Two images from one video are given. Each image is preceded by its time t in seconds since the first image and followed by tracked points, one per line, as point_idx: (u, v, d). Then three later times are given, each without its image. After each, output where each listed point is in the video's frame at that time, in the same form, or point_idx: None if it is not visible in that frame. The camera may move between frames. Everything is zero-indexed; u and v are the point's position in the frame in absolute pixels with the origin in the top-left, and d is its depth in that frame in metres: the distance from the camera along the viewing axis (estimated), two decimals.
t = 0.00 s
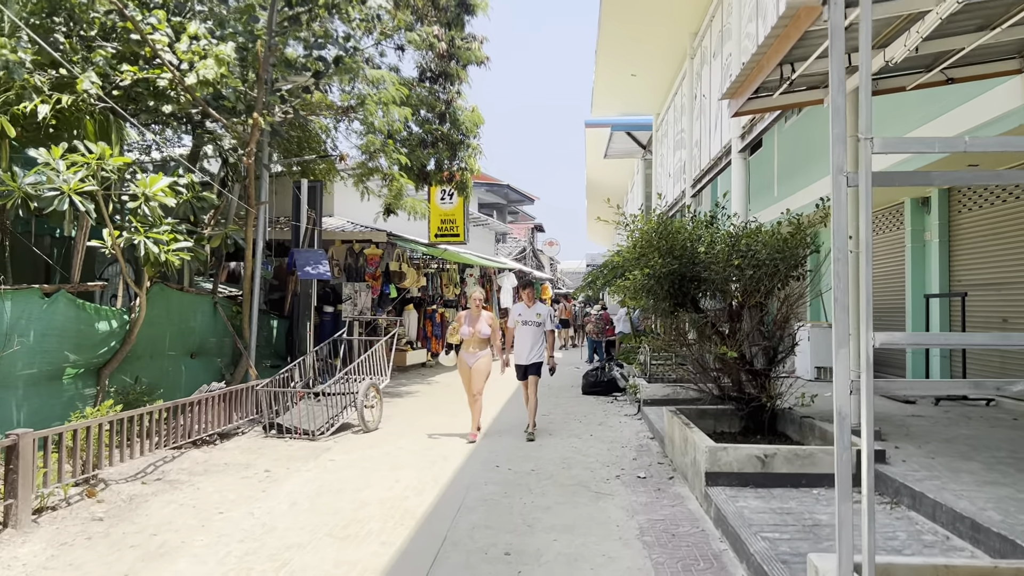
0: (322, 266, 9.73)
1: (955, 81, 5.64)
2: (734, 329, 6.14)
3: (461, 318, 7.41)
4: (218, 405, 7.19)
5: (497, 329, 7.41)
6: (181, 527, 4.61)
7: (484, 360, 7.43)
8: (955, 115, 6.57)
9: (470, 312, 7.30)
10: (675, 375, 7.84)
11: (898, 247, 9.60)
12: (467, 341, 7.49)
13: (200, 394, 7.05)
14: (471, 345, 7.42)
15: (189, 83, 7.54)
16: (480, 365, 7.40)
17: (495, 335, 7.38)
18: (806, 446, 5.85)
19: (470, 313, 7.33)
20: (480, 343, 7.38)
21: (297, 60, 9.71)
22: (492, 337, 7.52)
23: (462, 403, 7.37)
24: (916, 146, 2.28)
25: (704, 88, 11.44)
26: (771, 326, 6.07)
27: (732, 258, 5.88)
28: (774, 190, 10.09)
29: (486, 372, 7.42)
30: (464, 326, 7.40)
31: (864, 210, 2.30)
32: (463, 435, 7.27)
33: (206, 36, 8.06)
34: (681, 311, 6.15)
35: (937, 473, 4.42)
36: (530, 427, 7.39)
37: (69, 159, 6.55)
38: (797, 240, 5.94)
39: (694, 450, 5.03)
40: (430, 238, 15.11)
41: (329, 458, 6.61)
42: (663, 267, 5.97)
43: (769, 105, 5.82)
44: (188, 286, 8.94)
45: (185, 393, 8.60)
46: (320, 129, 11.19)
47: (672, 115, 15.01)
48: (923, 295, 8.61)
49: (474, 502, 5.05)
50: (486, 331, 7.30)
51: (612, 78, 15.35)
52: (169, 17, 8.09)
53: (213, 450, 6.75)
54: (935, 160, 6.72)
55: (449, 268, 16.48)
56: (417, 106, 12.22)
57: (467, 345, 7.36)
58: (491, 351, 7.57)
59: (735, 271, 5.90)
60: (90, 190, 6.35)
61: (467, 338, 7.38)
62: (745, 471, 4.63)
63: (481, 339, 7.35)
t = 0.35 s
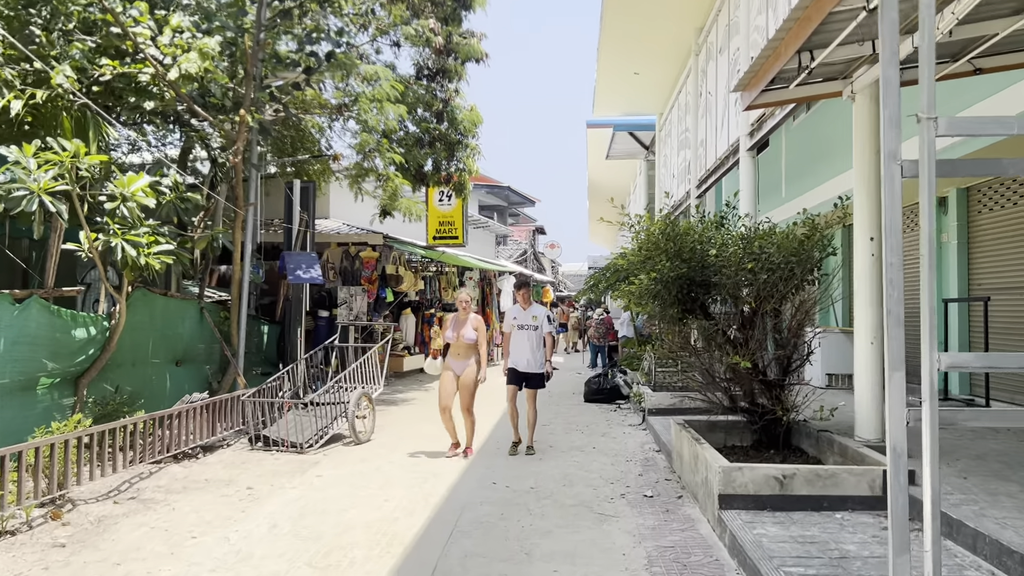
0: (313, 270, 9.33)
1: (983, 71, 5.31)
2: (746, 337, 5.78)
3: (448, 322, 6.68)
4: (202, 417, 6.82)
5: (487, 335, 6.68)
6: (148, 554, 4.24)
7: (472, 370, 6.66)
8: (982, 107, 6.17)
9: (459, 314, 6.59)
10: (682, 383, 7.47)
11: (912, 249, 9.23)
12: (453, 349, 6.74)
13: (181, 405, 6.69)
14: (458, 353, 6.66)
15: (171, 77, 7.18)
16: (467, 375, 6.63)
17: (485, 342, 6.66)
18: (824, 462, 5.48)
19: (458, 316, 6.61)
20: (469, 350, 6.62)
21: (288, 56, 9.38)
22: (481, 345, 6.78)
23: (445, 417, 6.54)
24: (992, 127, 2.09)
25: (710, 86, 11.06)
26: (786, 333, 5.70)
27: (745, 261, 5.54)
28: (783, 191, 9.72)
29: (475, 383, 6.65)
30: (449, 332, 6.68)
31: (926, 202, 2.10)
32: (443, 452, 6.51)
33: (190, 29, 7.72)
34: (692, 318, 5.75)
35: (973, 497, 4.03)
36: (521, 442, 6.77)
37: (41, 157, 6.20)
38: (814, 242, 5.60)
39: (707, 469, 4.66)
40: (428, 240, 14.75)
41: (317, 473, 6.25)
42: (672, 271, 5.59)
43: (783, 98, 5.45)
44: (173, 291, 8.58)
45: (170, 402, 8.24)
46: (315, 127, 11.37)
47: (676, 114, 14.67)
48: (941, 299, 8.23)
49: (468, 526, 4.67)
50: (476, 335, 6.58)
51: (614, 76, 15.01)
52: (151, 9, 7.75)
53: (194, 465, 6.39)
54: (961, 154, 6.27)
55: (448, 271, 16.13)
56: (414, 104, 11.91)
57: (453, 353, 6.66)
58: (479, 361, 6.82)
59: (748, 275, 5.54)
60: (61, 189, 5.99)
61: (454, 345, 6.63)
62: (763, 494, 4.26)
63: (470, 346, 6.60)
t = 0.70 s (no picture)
0: (307, 271, 8.89)
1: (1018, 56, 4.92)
2: (762, 341, 5.43)
3: (426, 328, 5.97)
4: (187, 425, 6.48)
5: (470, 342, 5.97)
6: None
7: (454, 381, 5.97)
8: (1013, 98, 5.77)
9: (438, 319, 5.89)
10: (691, 391, 7.11)
11: (930, 249, 8.87)
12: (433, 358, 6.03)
13: (165, 412, 6.35)
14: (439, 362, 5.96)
15: (154, 69, 6.81)
16: (448, 387, 5.93)
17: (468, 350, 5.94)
18: (847, 476, 5.12)
19: (437, 322, 5.92)
20: (450, 359, 5.92)
21: (280, 49, 9.03)
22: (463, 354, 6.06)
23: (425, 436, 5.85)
24: None
25: (718, 81, 10.72)
26: (805, 338, 5.36)
27: (763, 261, 5.19)
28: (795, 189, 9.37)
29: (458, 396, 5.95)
30: (428, 340, 5.97)
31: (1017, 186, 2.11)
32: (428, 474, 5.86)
33: (176, 18, 7.38)
34: (705, 321, 5.39)
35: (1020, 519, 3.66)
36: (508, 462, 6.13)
37: (15, 152, 5.86)
38: (836, 240, 5.27)
39: (725, 485, 4.30)
40: (427, 240, 14.40)
41: (306, 486, 5.91)
42: (684, 271, 5.24)
43: (800, 86, 5.15)
44: (160, 293, 8.23)
45: (157, 408, 7.90)
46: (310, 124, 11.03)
47: (681, 111, 14.36)
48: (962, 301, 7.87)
49: (466, 547, 4.32)
50: (458, 343, 5.87)
51: (618, 73, 14.68)
52: None
53: (177, 477, 6.04)
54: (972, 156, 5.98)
55: (448, 272, 15.78)
56: (412, 100, 11.59)
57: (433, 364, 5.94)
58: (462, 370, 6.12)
59: (764, 275, 5.19)
60: (34, 185, 5.65)
61: (434, 354, 5.92)
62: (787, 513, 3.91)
63: (451, 354, 5.90)
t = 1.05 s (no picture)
0: (298, 268, 8.46)
1: None
2: (777, 340, 5.08)
3: (405, 328, 5.34)
4: (167, 429, 6.13)
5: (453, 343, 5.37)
6: None
7: (436, 386, 5.29)
8: None
9: (419, 317, 5.30)
10: (700, 391, 6.75)
11: (947, 243, 8.51)
12: (411, 362, 5.37)
13: (143, 416, 6.01)
14: (418, 365, 5.28)
15: (134, 55, 6.47)
16: (428, 392, 5.24)
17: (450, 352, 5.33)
18: (869, 485, 4.76)
19: (417, 321, 5.32)
20: (430, 361, 5.28)
21: (271, 38, 8.71)
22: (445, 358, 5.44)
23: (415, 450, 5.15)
24: None
25: (725, 70, 10.36)
26: (824, 337, 4.99)
27: (778, 255, 4.84)
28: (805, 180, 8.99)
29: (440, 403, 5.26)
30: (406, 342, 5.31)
31: None
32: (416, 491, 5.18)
33: (158, 2, 7.05)
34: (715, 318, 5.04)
35: None
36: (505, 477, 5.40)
37: None
38: (856, 231, 4.90)
39: (739, 496, 3.95)
40: (426, 237, 14.06)
41: (292, 494, 5.58)
42: (693, 265, 4.90)
43: (817, 66, 4.91)
44: (143, 290, 7.89)
45: (140, 411, 7.55)
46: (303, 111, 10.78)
47: (686, 104, 14.03)
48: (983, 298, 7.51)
49: (459, 564, 3.97)
50: (441, 343, 5.26)
51: (621, 65, 14.34)
52: None
53: (155, 485, 5.70)
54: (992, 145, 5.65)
55: (447, 270, 15.42)
56: (409, 91, 11.27)
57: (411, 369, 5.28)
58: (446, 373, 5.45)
59: (779, 269, 4.83)
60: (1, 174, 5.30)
61: (413, 356, 5.29)
62: (809, 528, 3.57)
63: (433, 356, 5.26)
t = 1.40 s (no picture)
0: (285, 267, 8.11)
1: None
2: (787, 344, 4.77)
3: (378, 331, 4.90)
4: (141, 437, 5.80)
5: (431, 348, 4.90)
6: None
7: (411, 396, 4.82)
8: None
9: (392, 320, 4.86)
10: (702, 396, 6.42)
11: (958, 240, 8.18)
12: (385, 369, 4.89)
13: (116, 424, 5.68)
14: (391, 372, 4.82)
15: (107, 43, 6.15)
16: (403, 401, 4.76)
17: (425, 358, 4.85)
18: (888, 499, 4.41)
19: (391, 324, 4.88)
20: (404, 368, 4.82)
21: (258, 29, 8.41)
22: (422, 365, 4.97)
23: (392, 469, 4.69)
24: None
25: (728, 63, 10.04)
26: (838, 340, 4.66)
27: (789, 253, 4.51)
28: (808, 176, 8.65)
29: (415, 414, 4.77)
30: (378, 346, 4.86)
31: None
32: (394, 513, 4.76)
33: None
34: (722, 321, 4.68)
35: None
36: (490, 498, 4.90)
37: None
38: (872, 226, 4.57)
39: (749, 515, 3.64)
40: (422, 237, 13.74)
41: (271, 507, 5.26)
42: (699, 264, 4.51)
43: (831, 49, 4.60)
44: (122, 291, 7.56)
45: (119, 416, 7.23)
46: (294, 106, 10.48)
47: (688, 100, 13.73)
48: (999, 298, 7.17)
49: None
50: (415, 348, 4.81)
51: (622, 61, 14.04)
52: None
53: (127, 497, 5.38)
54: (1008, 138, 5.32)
55: (444, 269, 15.09)
56: (403, 86, 10.97)
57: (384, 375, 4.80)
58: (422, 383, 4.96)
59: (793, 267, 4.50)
60: None
61: (386, 362, 4.84)
62: (826, 552, 3.27)
63: (407, 362, 4.79)
